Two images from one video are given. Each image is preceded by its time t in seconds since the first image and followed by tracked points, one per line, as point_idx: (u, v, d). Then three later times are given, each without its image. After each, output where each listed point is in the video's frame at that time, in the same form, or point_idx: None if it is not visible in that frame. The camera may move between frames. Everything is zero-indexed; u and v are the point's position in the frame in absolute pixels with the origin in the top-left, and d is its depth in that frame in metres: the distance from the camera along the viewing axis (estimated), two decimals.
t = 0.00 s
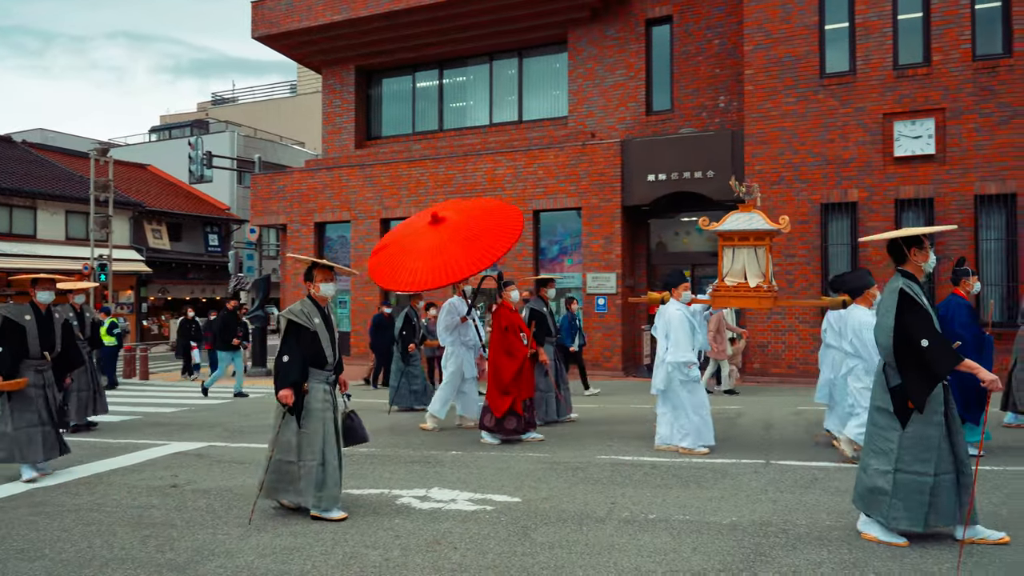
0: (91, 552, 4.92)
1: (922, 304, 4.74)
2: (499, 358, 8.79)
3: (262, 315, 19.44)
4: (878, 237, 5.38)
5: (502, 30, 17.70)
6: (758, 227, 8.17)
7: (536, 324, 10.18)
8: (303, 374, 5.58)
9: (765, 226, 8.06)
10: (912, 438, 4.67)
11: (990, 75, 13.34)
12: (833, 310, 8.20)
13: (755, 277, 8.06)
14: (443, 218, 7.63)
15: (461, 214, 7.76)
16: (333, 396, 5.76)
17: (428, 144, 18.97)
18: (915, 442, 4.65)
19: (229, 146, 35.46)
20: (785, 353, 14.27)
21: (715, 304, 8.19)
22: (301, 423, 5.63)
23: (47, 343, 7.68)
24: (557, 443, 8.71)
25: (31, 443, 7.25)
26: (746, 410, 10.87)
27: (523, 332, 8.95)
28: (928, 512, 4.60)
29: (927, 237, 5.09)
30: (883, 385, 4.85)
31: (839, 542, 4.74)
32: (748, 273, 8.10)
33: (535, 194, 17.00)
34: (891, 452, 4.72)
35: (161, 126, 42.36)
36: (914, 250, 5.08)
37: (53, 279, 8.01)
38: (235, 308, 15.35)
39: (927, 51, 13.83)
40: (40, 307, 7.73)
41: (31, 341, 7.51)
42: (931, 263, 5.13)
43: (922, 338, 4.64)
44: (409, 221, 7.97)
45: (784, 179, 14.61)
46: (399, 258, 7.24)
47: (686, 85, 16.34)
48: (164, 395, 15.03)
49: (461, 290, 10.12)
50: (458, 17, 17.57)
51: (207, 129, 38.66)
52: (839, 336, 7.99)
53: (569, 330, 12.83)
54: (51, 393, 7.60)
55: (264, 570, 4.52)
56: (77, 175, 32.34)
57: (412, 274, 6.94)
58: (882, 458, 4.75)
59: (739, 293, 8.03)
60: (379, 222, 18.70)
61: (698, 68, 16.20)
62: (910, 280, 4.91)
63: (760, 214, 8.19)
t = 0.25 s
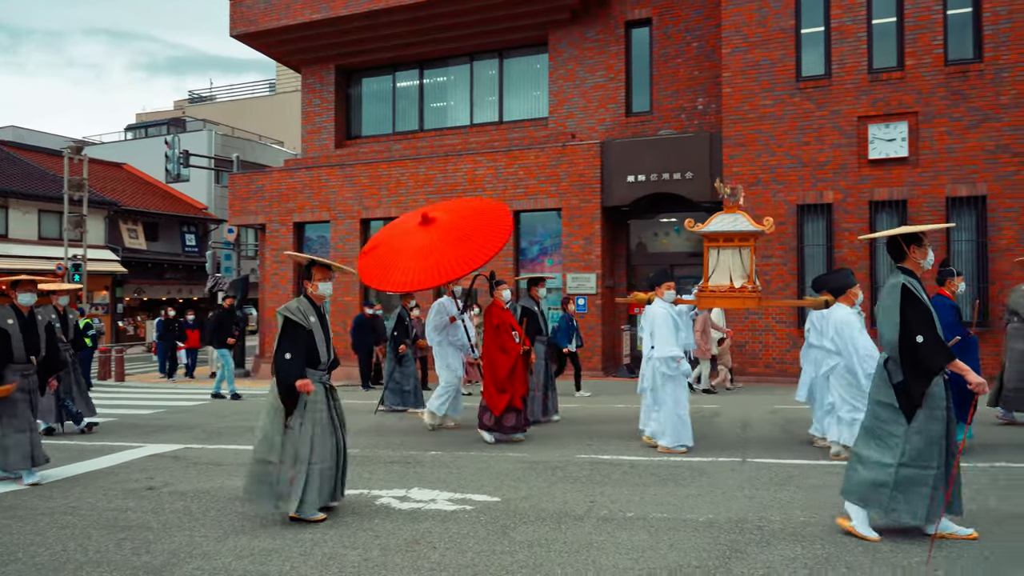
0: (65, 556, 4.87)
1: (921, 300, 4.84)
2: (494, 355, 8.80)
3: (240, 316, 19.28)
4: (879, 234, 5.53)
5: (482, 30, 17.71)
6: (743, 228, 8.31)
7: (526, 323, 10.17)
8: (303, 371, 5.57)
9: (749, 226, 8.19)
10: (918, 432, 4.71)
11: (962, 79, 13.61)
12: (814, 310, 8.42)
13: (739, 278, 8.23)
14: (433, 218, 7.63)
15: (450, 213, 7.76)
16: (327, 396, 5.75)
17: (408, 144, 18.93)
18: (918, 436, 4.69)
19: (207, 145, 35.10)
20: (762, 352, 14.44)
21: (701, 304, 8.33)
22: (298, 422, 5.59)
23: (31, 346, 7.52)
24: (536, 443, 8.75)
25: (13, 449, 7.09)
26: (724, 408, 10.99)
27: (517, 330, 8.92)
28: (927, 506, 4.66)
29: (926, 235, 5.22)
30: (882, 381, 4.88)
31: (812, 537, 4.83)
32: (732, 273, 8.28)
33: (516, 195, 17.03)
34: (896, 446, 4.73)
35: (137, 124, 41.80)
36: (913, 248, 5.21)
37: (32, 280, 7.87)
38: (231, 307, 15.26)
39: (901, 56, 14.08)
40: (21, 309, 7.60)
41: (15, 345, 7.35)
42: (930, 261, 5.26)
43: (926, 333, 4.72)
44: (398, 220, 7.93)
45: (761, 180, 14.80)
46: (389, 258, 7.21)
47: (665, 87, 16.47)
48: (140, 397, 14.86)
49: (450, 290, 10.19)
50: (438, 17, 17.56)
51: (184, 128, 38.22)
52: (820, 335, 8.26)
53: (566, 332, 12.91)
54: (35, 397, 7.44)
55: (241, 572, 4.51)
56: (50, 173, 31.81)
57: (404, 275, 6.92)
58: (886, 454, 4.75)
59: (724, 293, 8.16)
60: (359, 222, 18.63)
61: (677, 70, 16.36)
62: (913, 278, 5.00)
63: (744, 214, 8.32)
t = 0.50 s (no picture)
0: (38, 558, 4.80)
1: (909, 299, 4.98)
2: (480, 356, 8.86)
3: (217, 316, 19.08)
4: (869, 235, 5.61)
5: (463, 30, 17.70)
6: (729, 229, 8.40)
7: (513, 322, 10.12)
8: (305, 370, 5.59)
9: (735, 228, 8.29)
10: (921, 426, 4.85)
11: (934, 84, 13.87)
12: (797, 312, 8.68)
13: (724, 278, 8.38)
14: (420, 217, 7.63)
15: (438, 212, 7.77)
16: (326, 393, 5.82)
17: (388, 144, 18.86)
18: (925, 430, 4.84)
19: (184, 143, 34.69)
20: (740, 352, 14.60)
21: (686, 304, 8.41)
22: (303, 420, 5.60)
23: (15, 347, 7.38)
24: (516, 442, 8.77)
25: None
26: (702, 408, 11.09)
27: (503, 331, 8.96)
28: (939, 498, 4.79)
29: (915, 237, 5.32)
30: (879, 380, 5.00)
31: (787, 533, 4.91)
32: (717, 274, 8.39)
33: (496, 195, 17.06)
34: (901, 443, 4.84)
35: (112, 121, 41.20)
36: (903, 249, 5.32)
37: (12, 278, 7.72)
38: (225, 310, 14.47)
39: (875, 60, 14.33)
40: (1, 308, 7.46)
41: None
42: (918, 262, 5.37)
43: (917, 329, 4.86)
44: (385, 220, 7.89)
45: (739, 182, 14.97)
46: (375, 258, 7.17)
47: (644, 88, 16.59)
48: (114, 398, 14.65)
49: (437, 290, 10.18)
50: (419, 17, 17.52)
51: (160, 125, 37.74)
52: (802, 335, 8.52)
53: (561, 329, 13.47)
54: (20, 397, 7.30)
55: (218, 573, 4.48)
56: (21, 171, 31.23)
57: (390, 273, 6.90)
58: (893, 451, 4.86)
59: (709, 293, 8.30)
60: (338, 221, 18.54)
61: (656, 72, 16.48)
62: (897, 276, 5.14)
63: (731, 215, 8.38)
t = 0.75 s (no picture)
0: (11, 561, 4.74)
1: (897, 298, 5.00)
2: (468, 357, 8.88)
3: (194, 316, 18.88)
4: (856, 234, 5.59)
5: (444, 30, 17.66)
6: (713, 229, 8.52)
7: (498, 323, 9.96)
8: (298, 373, 5.51)
9: (720, 227, 8.42)
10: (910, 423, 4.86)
11: (909, 87, 14.10)
12: (779, 311, 8.58)
13: (710, 277, 8.46)
14: (407, 217, 7.62)
15: (425, 212, 7.76)
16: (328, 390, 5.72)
17: (369, 143, 18.77)
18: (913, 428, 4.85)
19: (160, 140, 34.25)
20: (718, 351, 14.75)
21: (672, 303, 8.47)
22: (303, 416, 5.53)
23: None
24: (496, 442, 8.79)
25: None
26: (681, 407, 11.19)
27: (492, 331, 8.98)
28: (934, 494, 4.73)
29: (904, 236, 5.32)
30: (865, 378, 5.10)
31: (763, 530, 4.98)
32: (703, 273, 8.48)
33: (477, 195, 17.06)
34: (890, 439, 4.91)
35: (86, 118, 40.56)
36: (892, 248, 5.30)
37: None
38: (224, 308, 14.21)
39: (851, 63, 14.54)
40: None
41: None
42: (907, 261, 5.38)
43: (900, 328, 4.90)
44: (372, 220, 7.88)
45: (718, 183, 15.11)
46: (361, 258, 7.15)
47: (625, 89, 16.69)
48: (88, 399, 14.44)
49: (424, 289, 10.08)
50: (399, 15, 17.47)
51: (136, 123, 37.22)
52: (788, 336, 8.45)
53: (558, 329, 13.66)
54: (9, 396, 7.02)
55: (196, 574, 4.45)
56: None
57: (377, 274, 6.89)
58: (879, 448, 4.95)
59: (694, 292, 8.36)
60: (318, 221, 18.44)
61: (636, 73, 16.59)
62: (883, 275, 5.18)
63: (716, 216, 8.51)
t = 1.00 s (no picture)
0: None
1: (893, 300, 5.05)
2: (458, 356, 8.85)
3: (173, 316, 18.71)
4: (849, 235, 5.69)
5: (425, 29, 17.62)
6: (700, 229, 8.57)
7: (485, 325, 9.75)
8: (293, 374, 5.55)
9: (707, 227, 8.47)
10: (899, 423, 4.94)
11: (884, 90, 14.33)
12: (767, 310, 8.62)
13: (697, 277, 8.52)
14: (393, 216, 7.62)
15: (412, 211, 7.77)
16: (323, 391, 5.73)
17: (349, 142, 18.67)
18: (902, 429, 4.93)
19: (137, 138, 33.80)
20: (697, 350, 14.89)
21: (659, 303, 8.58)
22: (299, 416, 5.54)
23: None
24: (477, 442, 8.80)
25: None
26: (661, 405, 11.29)
27: (483, 330, 9.01)
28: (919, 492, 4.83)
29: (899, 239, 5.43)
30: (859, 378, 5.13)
31: (740, 526, 5.05)
32: (690, 273, 8.54)
33: (458, 194, 17.05)
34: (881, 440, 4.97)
35: (60, 115, 39.91)
36: (888, 250, 5.41)
37: None
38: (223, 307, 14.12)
39: (828, 66, 14.75)
40: None
41: None
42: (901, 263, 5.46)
43: (891, 332, 4.96)
44: (358, 220, 7.86)
45: (697, 183, 15.24)
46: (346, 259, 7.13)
47: (605, 90, 16.78)
48: (63, 401, 14.22)
49: (411, 289, 9.96)
50: (380, 14, 17.41)
51: (112, 120, 36.68)
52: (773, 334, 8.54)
53: (555, 328, 13.72)
54: None
55: None
56: None
57: (364, 274, 6.87)
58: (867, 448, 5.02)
59: (680, 292, 8.44)
60: (298, 220, 18.32)
61: (617, 74, 16.69)
62: (879, 277, 5.21)
63: (702, 215, 8.56)
